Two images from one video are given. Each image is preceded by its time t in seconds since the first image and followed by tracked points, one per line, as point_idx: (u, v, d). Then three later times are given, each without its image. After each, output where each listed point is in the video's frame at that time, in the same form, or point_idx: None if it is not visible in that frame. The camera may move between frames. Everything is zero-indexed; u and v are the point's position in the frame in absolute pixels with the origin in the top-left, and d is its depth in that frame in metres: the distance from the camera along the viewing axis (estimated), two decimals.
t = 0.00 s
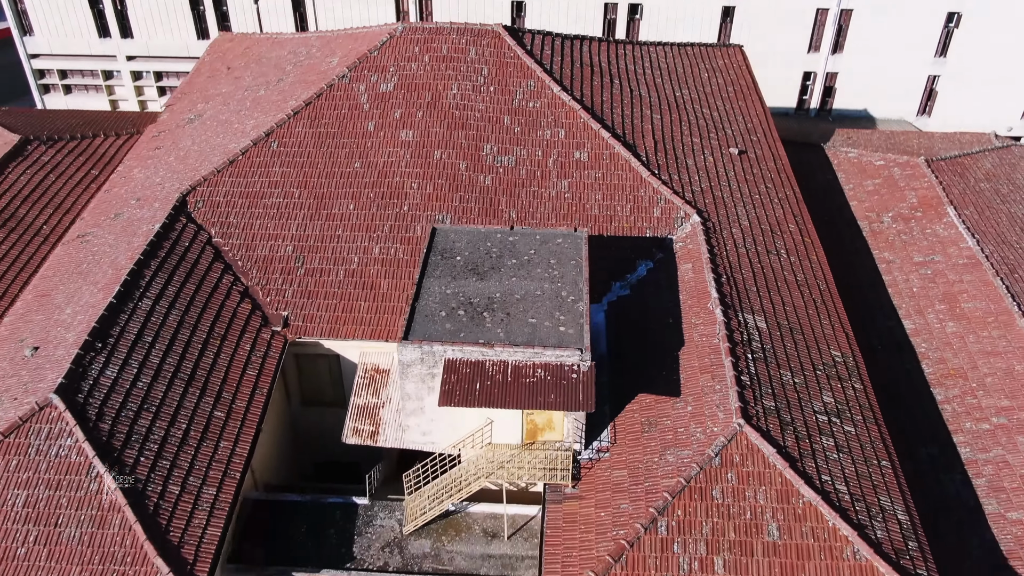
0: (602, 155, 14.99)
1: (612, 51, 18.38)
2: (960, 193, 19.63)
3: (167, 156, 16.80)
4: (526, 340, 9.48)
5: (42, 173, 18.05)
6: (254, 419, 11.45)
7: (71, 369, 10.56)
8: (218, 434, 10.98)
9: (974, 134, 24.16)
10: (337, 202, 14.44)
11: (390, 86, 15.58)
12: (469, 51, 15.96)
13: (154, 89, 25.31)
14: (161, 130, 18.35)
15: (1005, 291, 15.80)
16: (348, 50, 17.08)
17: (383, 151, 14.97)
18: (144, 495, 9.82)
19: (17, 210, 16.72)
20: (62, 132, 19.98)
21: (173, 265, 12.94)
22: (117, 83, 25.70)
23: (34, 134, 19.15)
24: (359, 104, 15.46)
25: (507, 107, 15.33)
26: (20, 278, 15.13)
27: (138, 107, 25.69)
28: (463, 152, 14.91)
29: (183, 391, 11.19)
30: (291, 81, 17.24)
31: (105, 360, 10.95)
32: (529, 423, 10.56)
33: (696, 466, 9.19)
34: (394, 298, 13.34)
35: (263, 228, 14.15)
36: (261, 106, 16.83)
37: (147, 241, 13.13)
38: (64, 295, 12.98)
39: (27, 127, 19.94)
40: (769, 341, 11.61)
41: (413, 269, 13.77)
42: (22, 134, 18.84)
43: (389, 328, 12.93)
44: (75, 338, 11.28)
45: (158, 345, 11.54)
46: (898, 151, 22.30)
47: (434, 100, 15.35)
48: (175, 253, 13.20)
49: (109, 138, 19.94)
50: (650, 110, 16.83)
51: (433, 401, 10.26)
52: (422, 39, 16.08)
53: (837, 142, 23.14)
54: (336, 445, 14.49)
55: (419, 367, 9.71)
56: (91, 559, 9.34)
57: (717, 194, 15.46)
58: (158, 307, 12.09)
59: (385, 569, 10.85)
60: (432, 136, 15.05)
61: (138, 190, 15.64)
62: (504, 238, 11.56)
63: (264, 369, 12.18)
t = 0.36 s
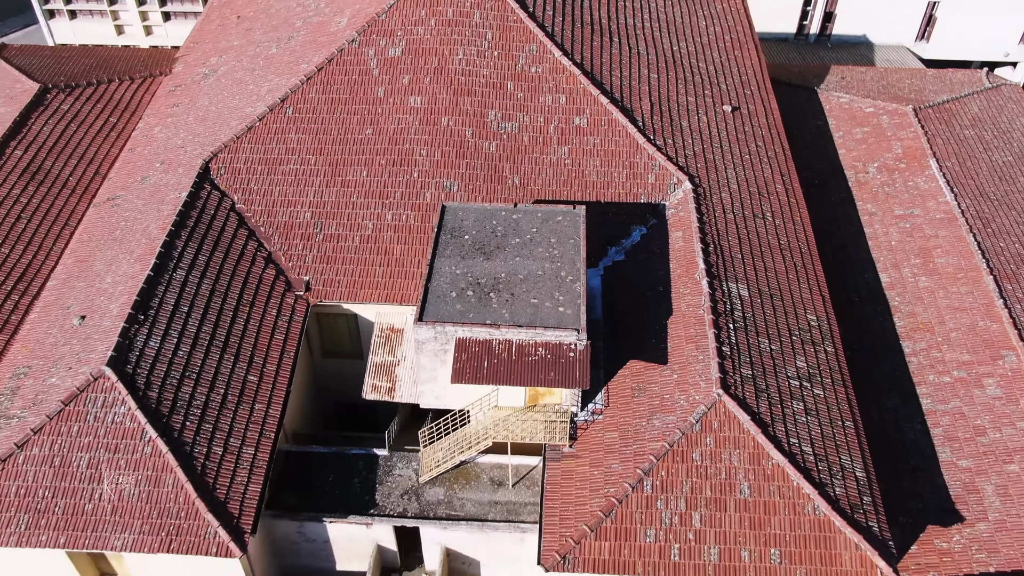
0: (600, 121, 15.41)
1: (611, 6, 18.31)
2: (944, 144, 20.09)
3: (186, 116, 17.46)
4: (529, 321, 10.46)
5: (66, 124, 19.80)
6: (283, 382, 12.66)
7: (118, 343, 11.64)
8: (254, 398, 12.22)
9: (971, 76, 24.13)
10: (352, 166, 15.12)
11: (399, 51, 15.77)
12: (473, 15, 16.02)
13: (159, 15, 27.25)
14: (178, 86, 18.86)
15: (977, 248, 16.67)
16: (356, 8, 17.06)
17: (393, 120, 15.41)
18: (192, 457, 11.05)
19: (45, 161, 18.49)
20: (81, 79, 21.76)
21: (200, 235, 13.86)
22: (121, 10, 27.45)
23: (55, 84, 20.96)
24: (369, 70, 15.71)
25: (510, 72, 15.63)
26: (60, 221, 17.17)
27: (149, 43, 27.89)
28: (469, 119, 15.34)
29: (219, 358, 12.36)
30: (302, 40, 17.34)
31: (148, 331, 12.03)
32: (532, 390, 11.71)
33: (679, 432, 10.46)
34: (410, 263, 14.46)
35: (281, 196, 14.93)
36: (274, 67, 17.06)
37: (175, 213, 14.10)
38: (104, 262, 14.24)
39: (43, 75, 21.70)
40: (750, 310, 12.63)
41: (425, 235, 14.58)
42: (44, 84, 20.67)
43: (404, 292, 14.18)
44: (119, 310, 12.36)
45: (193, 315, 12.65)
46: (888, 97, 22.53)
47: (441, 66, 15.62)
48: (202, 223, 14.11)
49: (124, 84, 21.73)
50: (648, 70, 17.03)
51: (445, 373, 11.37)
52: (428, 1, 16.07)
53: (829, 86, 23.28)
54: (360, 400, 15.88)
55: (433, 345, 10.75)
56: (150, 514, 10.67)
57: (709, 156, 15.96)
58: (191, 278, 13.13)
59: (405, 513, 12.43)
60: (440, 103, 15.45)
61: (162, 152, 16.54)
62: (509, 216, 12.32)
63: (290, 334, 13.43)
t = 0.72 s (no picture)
0: (597, 102, 16.07)
1: None
2: (925, 113, 20.66)
3: (203, 91, 18.01)
4: (530, 308, 11.56)
5: (85, 90, 21.22)
6: (306, 356, 13.87)
7: (158, 323, 12.74)
8: (282, 371, 13.45)
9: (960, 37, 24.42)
10: (366, 147, 15.87)
11: (406, 33, 16.27)
12: None
13: None
14: (193, 58, 19.36)
15: (948, 220, 17.63)
16: None
17: (401, 102, 16.04)
18: (228, 428, 12.35)
19: (68, 129, 20.04)
20: (96, 42, 22.80)
21: (224, 217, 14.80)
22: None
23: (72, 50, 22.15)
24: (378, 51, 16.24)
25: (511, 55, 16.19)
26: (86, 191, 18.92)
27: (156, 5, 28.37)
28: (474, 100, 15.98)
29: (248, 334, 13.55)
30: (311, 16, 17.70)
31: (183, 312, 13.13)
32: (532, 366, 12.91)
33: (663, 406, 11.77)
34: (418, 240, 15.38)
35: (298, 178, 15.75)
36: (285, 45, 17.51)
37: (201, 194, 15.02)
38: (136, 241, 15.17)
39: (61, 40, 22.57)
40: (731, 290, 13.73)
41: (435, 214, 15.48)
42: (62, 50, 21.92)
43: (414, 267, 15.22)
44: (155, 291, 13.41)
45: (222, 294, 13.73)
46: (874, 61, 22.84)
47: (446, 49, 16.15)
48: (226, 204, 15.06)
49: (138, 47, 22.91)
50: (643, 47, 17.54)
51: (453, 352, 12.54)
52: None
53: (819, 50, 23.51)
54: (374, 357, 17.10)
55: (443, 329, 11.87)
56: (194, 479, 12.01)
57: (700, 135, 16.64)
58: (218, 259, 14.17)
59: (418, 473, 13.87)
60: (446, 85, 16.04)
61: (183, 129, 17.19)
62: (511, 204, 13.24)
63: (310, 309, 14.58)
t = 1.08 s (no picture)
0: (594, 89, 16.80)
1: None
2: (908, 88, 21.22)
3: (220, 73, 18.67)
4: (529, 297, 12.69)
5: (104, 65, 22.15)
6: (326, 335, 15.13)
7: (191, 307, 13.89)
8: (304, 348, 14.72)
9: (947, 6, 24.82)
10: (376, 134, 16.68)
11: (412, 21, 16.96)
12: None
13: None
14: (208, 38, 19.95)
15: (922, 197, 18.54)
16: None
17: (408, 90, 16.80)
18: (258, 403, 13.66)
19: (91, 106, 21.11)
20: (111, 15, 23.40)
21: (245, 202, 15.76)
22: None
23: (88, 24, 22.81)
24: (386, 40, 16.92)
25: (512, 43, 16.88)
26: (111, 167, 20.19)
27: None
28: (477, 88, 16.72)
29: (272, 315, 14.76)
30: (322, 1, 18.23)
31: (213, 295, 14.26)
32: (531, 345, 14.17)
33: (651, 383, 13.02)
34: (425, 222, 16.35)
35: (313, 163, 16.62)
36: (297, 30, 18.11)
37: (223, 180, 15.94)
38: (164, 224, 16.09)
39: (78, 14, 23.10)
40: (715, 272, 14.82)
41: (444, 198, 16.41)
42: (79, 24, 22.60)
43: (422, 249, 16.26)
44: (186, 275, 14.50)
45: (247, 277, 14.85)
46: (861, 32, 23.22)
47: (452, 38, 16.83)
48: (246, 189, 15.96)
49: (152, 19, 23.61)
50: (638, 30, 18.14)
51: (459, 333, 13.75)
52: None
53: (811, 22, 23.81)
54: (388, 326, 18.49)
55: (450, 314, 13.02)
56: (229, 449, 13.40)
57: (690, 119, 17.42)
58: (242, 243, 15.21)
59: (429, 439, 15.27)
60: (451, 72, 16.78)
61: (203, 113, 17.88)
62: (513, 195, 14.20)
63: (328, 289, 15.75)
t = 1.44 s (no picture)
0: (591, 103, 17.65)
1: None
2: (890, 93, 22.01)
3: (237, 84, 19.48)
4: (529, 311, 13.82)
5: (123, 69, 22.87)
6: (341, 340, 16.28)
7: (217, 318, 15.02)
8: (322, 353, 15.91)
9: (934, 5, 25.46)
10: (385, 147, 17.58)
11: (419, 37, 17.68)
12: (481, 4, 17.72)
13: None
14: (223, 47, 20.66)
15: (900, 203, 19.56)
16: None
17: (416, 104, 17.62)
18: (281, 406, 14.91)
19: (112, 111, 21.97)
20: (128, 17, 23.99)
21: (264, 214, 16.80)
22: None
23: (107, 27, 23.40)
24: (394, 56, 17.68)
25: (514, 58, 17.65)
26: (134, 171, 21.27)
27: None
28: (481, 103, 17.55)
29: (292, 322, 15.93)
30: (331, 14, 18.91)
31: (237, 305, 15.40)
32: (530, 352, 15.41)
33: (640, 388, 14.27)
34: (433, 232, 17.37)
35: (327, 176, 17.57)
36: (308, 42, 18.85)
37: (243, 192, 16.95)
38: (189, 234, 17.15)
39: (95, 16, 23.66)
40: (702, 281, 15.95)
41: (450, 208, 17.38)
42: (97, 27, 23.14)
43: (429, 256, 17.32)
44: (212, 286, 15.62)
45: (268, 287, 15.98)
46: (848, 35, 23.90)
47: (457, 54, 17.59)
48: (265, 201, 16.99)
49: (166, 21, 24.37)
50: (632, 43, 18.90)
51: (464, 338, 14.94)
52: None
53: (801, 23, 24.51)
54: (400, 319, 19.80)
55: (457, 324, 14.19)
56: (256, 448, 14.69)
57: (682, 131, 18.32)
58: (263, 254, 16.31)
59: (437, 435, 16.61)
60: (456, 87, 17.58)
61: (221, 124, 18.79)
62: (514, 212, 15.22)
63: (342, 296, 16.86)
